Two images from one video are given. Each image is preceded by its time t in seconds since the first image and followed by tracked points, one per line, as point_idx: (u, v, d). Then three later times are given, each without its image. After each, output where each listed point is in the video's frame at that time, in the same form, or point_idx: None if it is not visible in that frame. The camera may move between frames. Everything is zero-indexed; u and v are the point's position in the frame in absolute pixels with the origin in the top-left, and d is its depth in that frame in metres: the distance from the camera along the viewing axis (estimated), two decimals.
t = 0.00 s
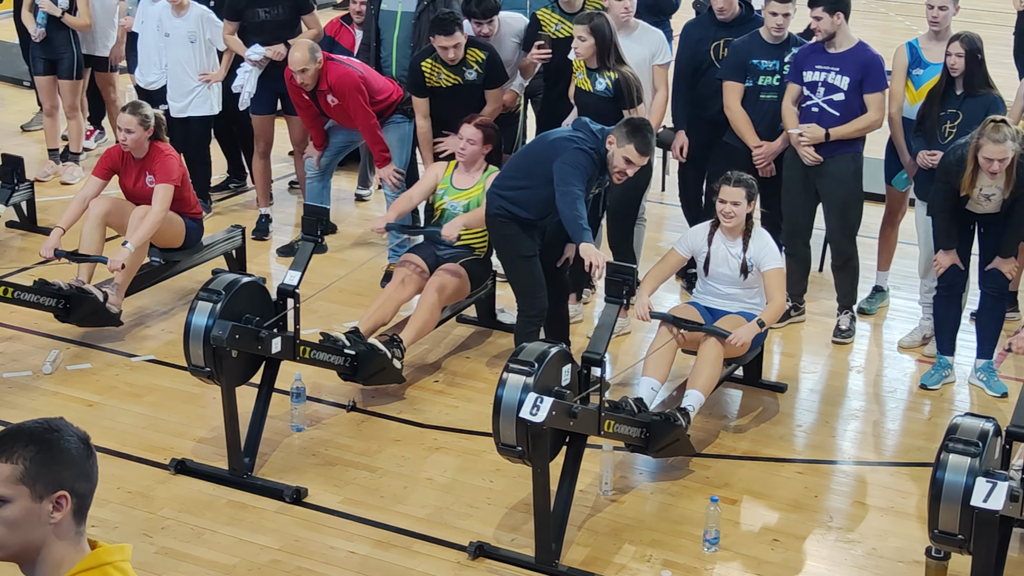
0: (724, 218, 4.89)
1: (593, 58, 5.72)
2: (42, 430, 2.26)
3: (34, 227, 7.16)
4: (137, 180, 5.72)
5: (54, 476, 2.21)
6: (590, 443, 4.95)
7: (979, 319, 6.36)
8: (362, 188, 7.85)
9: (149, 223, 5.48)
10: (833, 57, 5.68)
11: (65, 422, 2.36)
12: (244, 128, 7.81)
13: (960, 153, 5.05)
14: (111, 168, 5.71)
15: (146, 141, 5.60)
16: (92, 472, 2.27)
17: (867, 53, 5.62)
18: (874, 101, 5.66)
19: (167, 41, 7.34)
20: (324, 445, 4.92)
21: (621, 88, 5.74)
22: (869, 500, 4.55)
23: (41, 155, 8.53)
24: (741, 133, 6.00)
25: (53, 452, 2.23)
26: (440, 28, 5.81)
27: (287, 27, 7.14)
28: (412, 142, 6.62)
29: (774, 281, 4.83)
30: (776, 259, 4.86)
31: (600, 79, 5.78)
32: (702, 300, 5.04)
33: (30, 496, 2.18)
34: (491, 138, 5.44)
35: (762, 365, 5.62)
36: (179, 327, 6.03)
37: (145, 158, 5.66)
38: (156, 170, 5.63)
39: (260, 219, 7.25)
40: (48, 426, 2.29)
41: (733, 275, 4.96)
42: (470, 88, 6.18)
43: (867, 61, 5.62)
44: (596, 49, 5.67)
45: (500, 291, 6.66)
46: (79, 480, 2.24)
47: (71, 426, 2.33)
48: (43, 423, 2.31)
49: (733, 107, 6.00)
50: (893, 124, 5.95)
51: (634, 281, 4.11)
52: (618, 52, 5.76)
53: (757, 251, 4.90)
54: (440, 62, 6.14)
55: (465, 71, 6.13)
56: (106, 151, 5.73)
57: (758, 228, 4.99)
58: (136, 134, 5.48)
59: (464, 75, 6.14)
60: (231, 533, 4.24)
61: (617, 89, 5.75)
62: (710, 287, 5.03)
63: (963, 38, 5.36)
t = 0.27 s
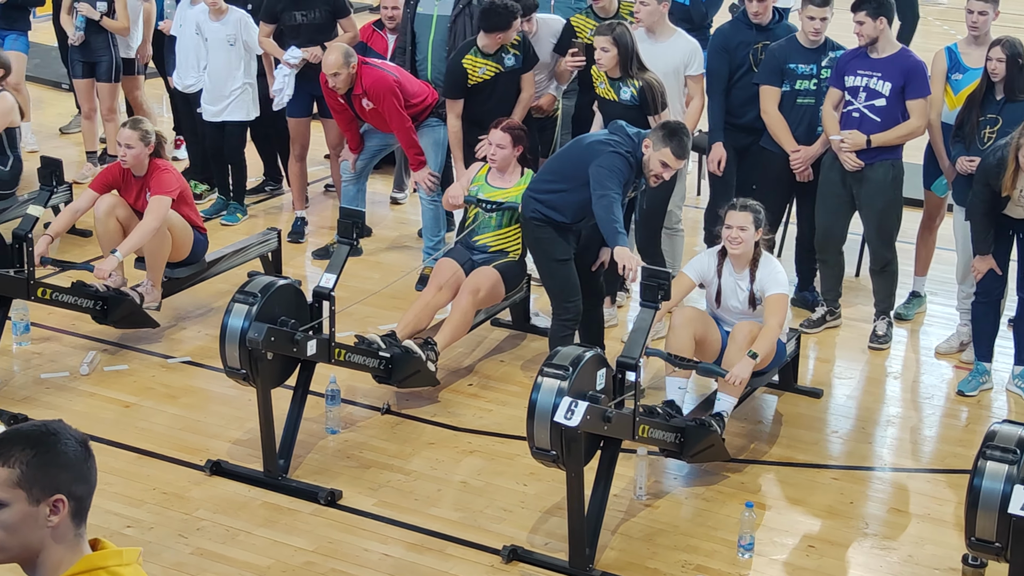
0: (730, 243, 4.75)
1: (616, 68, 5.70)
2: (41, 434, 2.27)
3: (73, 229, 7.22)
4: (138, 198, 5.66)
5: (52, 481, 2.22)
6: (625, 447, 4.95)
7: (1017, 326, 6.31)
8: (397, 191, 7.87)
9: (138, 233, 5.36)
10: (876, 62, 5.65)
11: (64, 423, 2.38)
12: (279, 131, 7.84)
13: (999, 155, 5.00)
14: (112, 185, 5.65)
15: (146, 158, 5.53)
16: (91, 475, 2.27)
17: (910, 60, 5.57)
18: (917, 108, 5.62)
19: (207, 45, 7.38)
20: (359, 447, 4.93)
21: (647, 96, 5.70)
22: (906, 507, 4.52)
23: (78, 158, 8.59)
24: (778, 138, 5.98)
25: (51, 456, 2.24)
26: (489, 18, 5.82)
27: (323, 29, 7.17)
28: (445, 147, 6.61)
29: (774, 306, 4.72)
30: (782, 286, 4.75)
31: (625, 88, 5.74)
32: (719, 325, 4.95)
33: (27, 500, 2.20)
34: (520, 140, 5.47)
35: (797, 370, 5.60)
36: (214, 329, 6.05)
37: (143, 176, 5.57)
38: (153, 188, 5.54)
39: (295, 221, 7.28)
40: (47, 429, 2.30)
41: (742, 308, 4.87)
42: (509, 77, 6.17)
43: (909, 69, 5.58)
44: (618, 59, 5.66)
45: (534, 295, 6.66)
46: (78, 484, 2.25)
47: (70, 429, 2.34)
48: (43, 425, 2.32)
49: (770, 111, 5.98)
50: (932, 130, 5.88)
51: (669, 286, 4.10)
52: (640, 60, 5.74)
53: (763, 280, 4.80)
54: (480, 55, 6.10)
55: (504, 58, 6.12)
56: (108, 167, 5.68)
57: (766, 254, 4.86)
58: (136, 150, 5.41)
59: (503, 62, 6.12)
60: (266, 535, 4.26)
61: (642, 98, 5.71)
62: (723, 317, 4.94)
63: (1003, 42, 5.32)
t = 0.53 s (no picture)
0: (739, 271, 4.58)
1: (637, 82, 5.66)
2: (40, 447, 2.27)
3: (110, 231, 7.27)
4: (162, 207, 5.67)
5: (49, 493, 2.21)
6: (659, 453, 4.94)
7: None
8: (433, 196, 7.89)
9: (150, 239, 5.36)
10: (915, 69, 5.63)
11: (63, 435, 2.37)
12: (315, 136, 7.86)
13: None
14: (135, 196, 5.65)
15: (167, 168, 5.52)
16: (90, 488, 2.27)
17: (951, 68, 5.54)
18: (956, 116, 5.59)
19: (240, 50, 7.39)
20: (393, 451, 4.94)
21: (670, 109, 5.69)
22: (942, 516, 4.50)
23: (116, 161, 8.65)
24: (816, 145, 5.96)
25: (50, 469, 2.24)
26: (533, 13, 5.80)
27: (359, 35, 7.19)
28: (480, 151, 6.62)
29: (780, 332, 4.53)
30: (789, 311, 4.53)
31: (649, 101, 5.72)
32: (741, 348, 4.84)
33: (24, 513, 2.19)
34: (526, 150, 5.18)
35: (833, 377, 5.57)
36: (250, 332, 6.08)
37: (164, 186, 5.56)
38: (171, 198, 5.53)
39: (331, 226, 7.30)
40: (45, 440, 2.30)
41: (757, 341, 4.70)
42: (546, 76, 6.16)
43: (950, 76, 5.55)
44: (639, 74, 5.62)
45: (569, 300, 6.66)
46: (76, 497, 2.24)
47: (69, 440, 2.34)
48: (43, 437, 2.32)
49: (806, 118, 5.95)
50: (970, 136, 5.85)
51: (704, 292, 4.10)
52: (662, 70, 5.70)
53: (773, 308, 4.62)
54: (520, 53, 6.05)
55: (539, 57, 6.11)
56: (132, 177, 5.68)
57: (779, 283, 4.68)
58: (157, 160, 5.41)
59: (539, 62, 6.11)
60: (300, 538, 4.27)
61: (666, 109, 5.69)
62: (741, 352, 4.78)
63: None
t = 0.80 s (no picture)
0: (783, 273, 4.59)
1: (667, 93, 5.63)
2: (36, 455, 2.20)
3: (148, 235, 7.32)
4: (225, 198, 5.74)
5: (38, 504, 2.14)
6: (695, 461, 4.93)
7: None
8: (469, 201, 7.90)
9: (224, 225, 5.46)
10: (955, 77, 5.60)
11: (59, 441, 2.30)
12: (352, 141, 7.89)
13: None
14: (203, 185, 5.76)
15: (239, 156, 5.65)
16: (82, 499, 2.19)
17: (991, 75, 5.51)
18: (997, 124, 5.55)
19: (275, 55, 7.41)
20: (428, 456, 4.94)
21: (699, 118, 5.64)
22: (980, 526, 4.46)
23: (155, 166, 8.71)
24: (854, 151, 5.94)
25: (44, 479, 2.16)
26: (577, 16, 5.83)
27: (395, 41, 7.22)
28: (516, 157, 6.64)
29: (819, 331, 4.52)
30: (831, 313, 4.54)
31: (679, 109, 5.69)
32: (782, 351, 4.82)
33: (15, 521, 2.12)
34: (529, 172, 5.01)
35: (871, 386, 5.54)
36: (286, 336, 6.10)
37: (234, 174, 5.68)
38: (242, 185, 5.66)
39: (367, 231, 7.32)
40: (42, 448, 2.22)
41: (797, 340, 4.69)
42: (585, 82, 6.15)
43: (990, 84, 5.51)
44: (669, 86, 5.58)
45: (605, 306, 6.66)
46: (68, 508, 2.17)
47: (67, 448, 2.26)
48: (39, 444, 2.24)
49: (846, 125, 5.95)
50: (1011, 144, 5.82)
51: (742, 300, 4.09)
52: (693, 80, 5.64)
53: (817, 309, 4.60)
54: (561, 57, 6.06)
55: (579, 63, 6.11)
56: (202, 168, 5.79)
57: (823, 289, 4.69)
58: (228, 147, 5.54)
59: (579, 68, 6.10)
60: (336, 542, 4.28)
61: (694, 118, 5.66)
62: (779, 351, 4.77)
63: None
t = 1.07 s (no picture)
0: (866, 245, 4.74)
1: (707, 92, 5.62)
2: (26, 455, 2.28)
3: (186, 239, 7.36)
4: (315, 175, 5.98)
5: (21, 503, 2.22)
6: (732, 468, 4.91)
7: None
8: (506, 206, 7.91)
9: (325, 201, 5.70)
10: (995, 83, 5.56)
11: (51, 440, 2.39)
12: (390, 145, 7.91)
13: None
14: (297, 163, 6.01)
15: (331, 133, 5.90)
16: (69, 498, 2.28)
17: None
18: None
19: (314, 58, 7.45)
20: (464, 461, 4.95)
21: (736, 121, 5.60)
22: (1019, 536, 4.42)
23: (194, 170, 8.76)
24: (895, 157, 5.93)
25: (33, 476, 2.26)
26: (614, 19, 5.81)
27: (432, 46, 7.23)
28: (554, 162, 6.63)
29: (898, 302, 4.63)
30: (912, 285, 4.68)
31: (718, 110, 5.68)
32: (846, 330, 4.91)
33: None
34: (535, 200, 4.93)
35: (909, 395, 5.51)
36: (323, 340, 6.12)
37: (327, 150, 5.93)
38: (335, 161, 5.90)
39: (404, 235, 7.34)
40: (31, 448, 2.31)
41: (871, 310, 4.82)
42: (625, 87, 6.15)
43: None
44: (709, 85, 5.58)
45: (642, 312, 6.64)
46: (54, 507, 2.25)
47: (54, 446, 2.35)
48: (28, 443, 2.32)
49: (887, 131, 5.92)
50: None
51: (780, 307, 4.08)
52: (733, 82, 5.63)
53: (896, 279, 4.74)
54: (601, 59, 6.08)
55: (621, 68, 6.11)
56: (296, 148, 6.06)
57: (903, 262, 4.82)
58: (321, 122, 5.79)
59: (620, 72, 6.11)
60: (371, 546, 4.29)
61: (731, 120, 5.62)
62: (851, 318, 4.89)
63: None
